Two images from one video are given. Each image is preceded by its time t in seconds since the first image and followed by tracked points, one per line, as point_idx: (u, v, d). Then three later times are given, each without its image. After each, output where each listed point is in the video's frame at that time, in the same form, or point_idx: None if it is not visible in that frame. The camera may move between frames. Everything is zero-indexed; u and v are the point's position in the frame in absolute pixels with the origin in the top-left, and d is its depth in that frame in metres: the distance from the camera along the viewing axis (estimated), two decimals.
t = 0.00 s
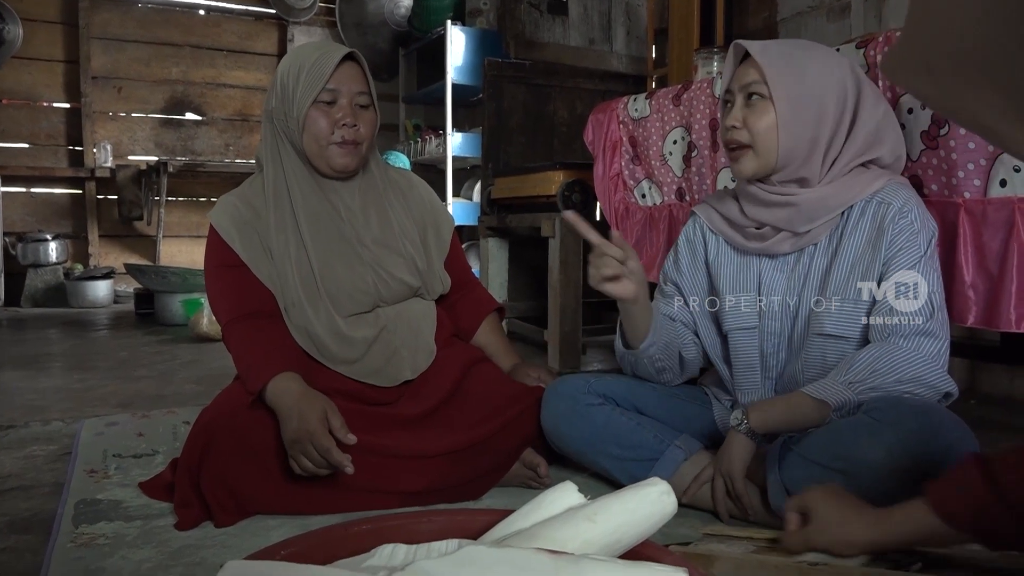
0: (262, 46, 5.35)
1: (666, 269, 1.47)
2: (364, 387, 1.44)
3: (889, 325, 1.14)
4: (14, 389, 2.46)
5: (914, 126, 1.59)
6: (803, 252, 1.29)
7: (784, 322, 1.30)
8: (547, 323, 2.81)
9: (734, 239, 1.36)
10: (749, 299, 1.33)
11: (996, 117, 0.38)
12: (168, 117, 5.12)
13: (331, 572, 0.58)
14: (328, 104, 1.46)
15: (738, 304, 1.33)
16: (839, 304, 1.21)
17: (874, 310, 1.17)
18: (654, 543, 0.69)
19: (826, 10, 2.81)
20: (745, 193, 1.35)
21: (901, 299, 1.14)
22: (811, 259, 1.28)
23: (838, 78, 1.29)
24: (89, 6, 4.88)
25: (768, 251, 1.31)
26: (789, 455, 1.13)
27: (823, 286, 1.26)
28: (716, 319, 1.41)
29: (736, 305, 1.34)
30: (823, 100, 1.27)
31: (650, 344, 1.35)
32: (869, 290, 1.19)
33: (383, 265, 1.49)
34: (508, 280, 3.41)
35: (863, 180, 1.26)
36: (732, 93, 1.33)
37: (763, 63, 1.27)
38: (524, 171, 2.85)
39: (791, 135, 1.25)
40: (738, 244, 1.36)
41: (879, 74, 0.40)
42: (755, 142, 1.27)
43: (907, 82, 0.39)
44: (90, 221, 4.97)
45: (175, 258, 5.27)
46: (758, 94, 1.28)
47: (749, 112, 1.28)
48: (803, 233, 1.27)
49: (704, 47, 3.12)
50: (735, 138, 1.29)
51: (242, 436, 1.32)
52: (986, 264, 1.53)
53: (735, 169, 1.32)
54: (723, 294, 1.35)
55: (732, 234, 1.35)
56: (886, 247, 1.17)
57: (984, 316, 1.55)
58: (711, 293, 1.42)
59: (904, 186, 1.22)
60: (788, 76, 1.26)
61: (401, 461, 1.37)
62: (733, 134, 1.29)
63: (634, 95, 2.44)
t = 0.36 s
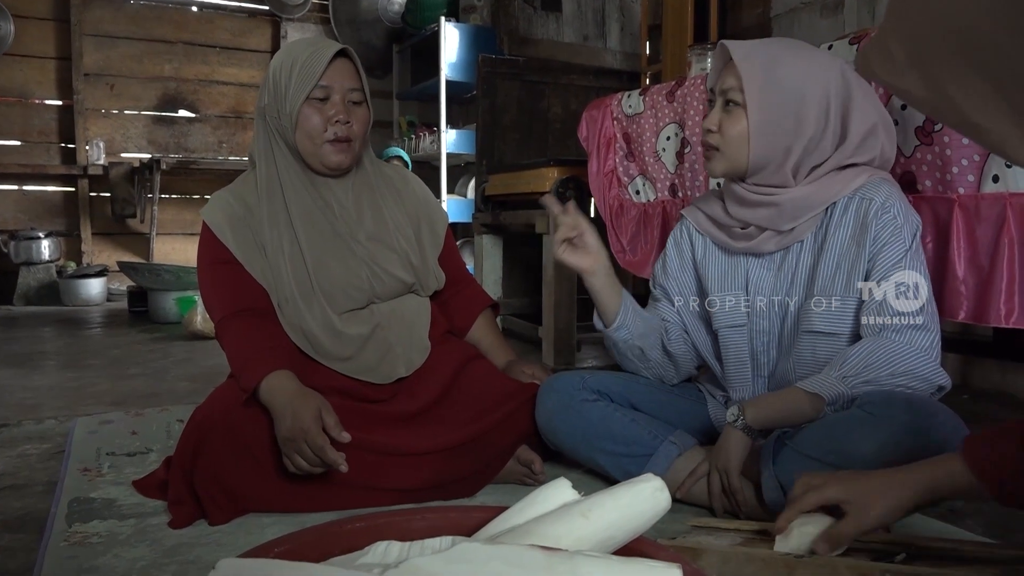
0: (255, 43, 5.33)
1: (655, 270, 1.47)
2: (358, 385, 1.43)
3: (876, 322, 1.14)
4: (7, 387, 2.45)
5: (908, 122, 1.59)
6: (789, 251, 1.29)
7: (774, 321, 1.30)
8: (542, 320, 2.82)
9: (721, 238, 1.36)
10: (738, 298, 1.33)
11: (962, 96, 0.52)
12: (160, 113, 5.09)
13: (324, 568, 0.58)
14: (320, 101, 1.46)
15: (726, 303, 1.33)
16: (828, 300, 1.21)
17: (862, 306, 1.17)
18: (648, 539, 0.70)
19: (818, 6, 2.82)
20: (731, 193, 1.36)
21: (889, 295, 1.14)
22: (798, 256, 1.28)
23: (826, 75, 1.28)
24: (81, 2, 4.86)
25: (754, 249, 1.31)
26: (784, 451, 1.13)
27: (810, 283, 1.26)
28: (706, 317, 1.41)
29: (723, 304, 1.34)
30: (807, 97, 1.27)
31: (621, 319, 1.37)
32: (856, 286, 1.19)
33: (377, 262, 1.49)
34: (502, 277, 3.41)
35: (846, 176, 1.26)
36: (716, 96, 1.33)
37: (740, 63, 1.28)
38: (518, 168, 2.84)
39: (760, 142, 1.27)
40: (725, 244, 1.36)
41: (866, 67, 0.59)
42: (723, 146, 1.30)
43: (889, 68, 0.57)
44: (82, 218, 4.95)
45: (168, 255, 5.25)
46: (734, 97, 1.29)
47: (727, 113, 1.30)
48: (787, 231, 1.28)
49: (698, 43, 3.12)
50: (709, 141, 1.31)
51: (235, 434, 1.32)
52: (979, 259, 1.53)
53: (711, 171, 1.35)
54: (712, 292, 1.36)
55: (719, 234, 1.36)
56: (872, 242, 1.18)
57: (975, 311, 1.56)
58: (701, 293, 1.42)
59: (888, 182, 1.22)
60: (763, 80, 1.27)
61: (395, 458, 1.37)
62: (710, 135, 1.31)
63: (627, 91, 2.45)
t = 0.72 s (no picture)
0: (253, 42, 5.33)
1: (648, 271, 1.47)
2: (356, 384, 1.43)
3: (874, 322, 1.14)
4: (4, 386, 2.45)
5: (901, 123, 1.60)
6: (782, 253, 1.29)
7: (769, 322, 1.31)
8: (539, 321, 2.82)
9: (715, 241, 1.36)
10: (731, 301, 1.33)
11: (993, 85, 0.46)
12: (158, 112, 5.09)
13: (319, 568, 0.58)
14: (319, 102, 1.46)
15: (720, 305, 1.34)
16: (822, 302, 1.22)
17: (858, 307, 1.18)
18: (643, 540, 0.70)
19: (816, 7, 2.82)
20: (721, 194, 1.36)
21: (887, 296, 1.14)
22: (792, 258, 1.28)
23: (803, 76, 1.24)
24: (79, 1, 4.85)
25: (747, 253, 1.31)
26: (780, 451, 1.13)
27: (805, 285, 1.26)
28: (701, 319, 1.42)
29: (716, 306, 1.34)
30: (781, 100, 1.24)
31: (603, 348, 1.39)
32: (852, 288, 1.20)
33: (374, 262, 1.49)
34: (500, 276, 3.41)
35: (842, 177, 1.26)
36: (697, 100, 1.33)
37: (710, 71, 1.27)
38: (515, 167, 2.84)
39: (733, 150, 1.26)
40: (718, 246, 1.36)
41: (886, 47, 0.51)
42: (699, 152, 1.30)
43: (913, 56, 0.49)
44: (79, 217, 4.94)
45: (165, 254, 5.25)
46: (705, 104, 1.29)
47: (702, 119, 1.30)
48: (780, 231, 1.28)
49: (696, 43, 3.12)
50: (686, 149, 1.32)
51: (233, 433, 1.32)
52: (979, 262, 1.54)
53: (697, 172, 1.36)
54: (706, 294, 1.36)
55: (713, 237, 1.36)
56: (868, 244, 1.18)
57: (980, 314, 1.57)
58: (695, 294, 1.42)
59: (884, 183, 1.23)
60: (732, 87, 1.25)
61: (393, 458, 1.37)
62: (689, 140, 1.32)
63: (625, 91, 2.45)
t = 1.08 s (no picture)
0: (250, 42, 5.32)
1: (644, 271, 1.47)
2: (352, 385, 1.43)
3: (870, 322, 1.14)
4: None
5: (897, 124, 1.61)
6: (778, 255, 1.29)
7: (764, 325, 1.31)
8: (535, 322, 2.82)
9: (711, 242, 1.36)
10: (727, 302, 1.33)
11: (995, 74, 0.53)
12: (155, 113, 5.08)
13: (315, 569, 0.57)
14: (314, 100, 1.46)
15: (714, 306, 1.34)
16: (816, 302, 1.22)
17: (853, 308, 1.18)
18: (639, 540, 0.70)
19: (812, 8, 2.83)
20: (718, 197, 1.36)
21: (883, 295, 1.15)
22: (786, 260, 1.29)
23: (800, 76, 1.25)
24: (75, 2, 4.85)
25: (743, 252, 1.32)
26: (775, 453, 1.13)
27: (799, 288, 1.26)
28: (695, 319, 1.42)
29: (711, 307, 1.34)
30: (781, 101, 1.25)
31: (593, 366, 1.38)
32: (846, 290, 1.20)
33: (371, 263, 1.49)
34: (496, 278, 3.41)
35: (837, 178, 1.26)
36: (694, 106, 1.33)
37: (711, 71, 1.28)
38: (512, 168, 2.85)
39: (739, 151, 1.26)
40: (715, 248, 1.37)
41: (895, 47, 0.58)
42: (703, 156, 1.29)
43: (919, 50, 0.57)
44: (75, 218, 4.93)
45: (161, 255, 5.24)
46: (709, 108, 1.28)
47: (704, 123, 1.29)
48: (776, 234, 1.28)
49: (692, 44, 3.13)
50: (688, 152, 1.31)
51: (227, 436, 1.31)
52: (969, 264, 1.55)
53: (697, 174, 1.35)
54: (699, 296, 1.36)
55: (709, 238, 1.36)
56: (861, 245, 1.19)
57: (967, 315, 1.57)
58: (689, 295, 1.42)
59: (877, 185, 1.23)
60: (733, 88, 1.26)
61: (388, 460, 1.37)
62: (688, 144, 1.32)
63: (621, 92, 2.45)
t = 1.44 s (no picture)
0: (248, 44, 5.32)
1: (649, 268, 1.47)
2: (349, 386, 1.44)
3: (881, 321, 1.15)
4: None
5: (897, 126, 1.61)
6: (792, 256, 1.30)
7: (770, 326, 1.31)
8: (533, 324, 2.82)
9: (722, 241, 1.36)
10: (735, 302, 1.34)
11: (1006, 78, 0.46)
12: (152, 114, 5.08)
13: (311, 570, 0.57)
14: (309, 105, 1.46)
15: (723, 308, 1.34)
16: (825, 300, 1.22)
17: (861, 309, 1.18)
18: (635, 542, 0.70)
19: (809, 10, 2.83)
20: (732, 198, 1.34)
21: (884, 295, 1.16)
22: (800, 262, 1.29)
23: (817, 79, 1.29)
24: (72, 3, 4.84)
25: (757, 253, 1.32)
26: (773, 454, 1.13)
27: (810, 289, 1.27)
28: (700, 319, 1.42)
29: (721, 307, 1.34)
30: (810, 101, 1.27)
31: (593, 372, 1.38)
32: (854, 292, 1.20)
33: (368, 265, 1.49)
34: (494, 279, 3.42)
35: (851, 181, 1.27)
36: (724, 119, 1.26)
37: (750, 74, 1.24)
38: (510, 170, 2.85)
39: (798, 152, 1.25)
40: (726, 247, 1.37)
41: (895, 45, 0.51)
42: (762, 164, 1.25)
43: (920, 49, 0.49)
44: (72, 220, 4.93)
45: (159, 256, 5.24)
46: (762, 115, 1.24)
47: (753, 129, 1.25)
48: (794, 238, 1.28)
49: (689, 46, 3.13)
50: (743, 162, 1.25)
51: (224, 437, 1.32)
52: (966, 262, 1.55)
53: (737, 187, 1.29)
54: (707, 297, 1.36)
55: (722, 237, 1.36)
56: (876, 248, 1.19)
57: (962, 315, 1.58)
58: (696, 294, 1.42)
59: (890, 188, 1.23)
60: (779, 87, 1.24)
61: (387, 460, 1.37)
62: (738, 157, 1.25)
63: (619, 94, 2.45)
